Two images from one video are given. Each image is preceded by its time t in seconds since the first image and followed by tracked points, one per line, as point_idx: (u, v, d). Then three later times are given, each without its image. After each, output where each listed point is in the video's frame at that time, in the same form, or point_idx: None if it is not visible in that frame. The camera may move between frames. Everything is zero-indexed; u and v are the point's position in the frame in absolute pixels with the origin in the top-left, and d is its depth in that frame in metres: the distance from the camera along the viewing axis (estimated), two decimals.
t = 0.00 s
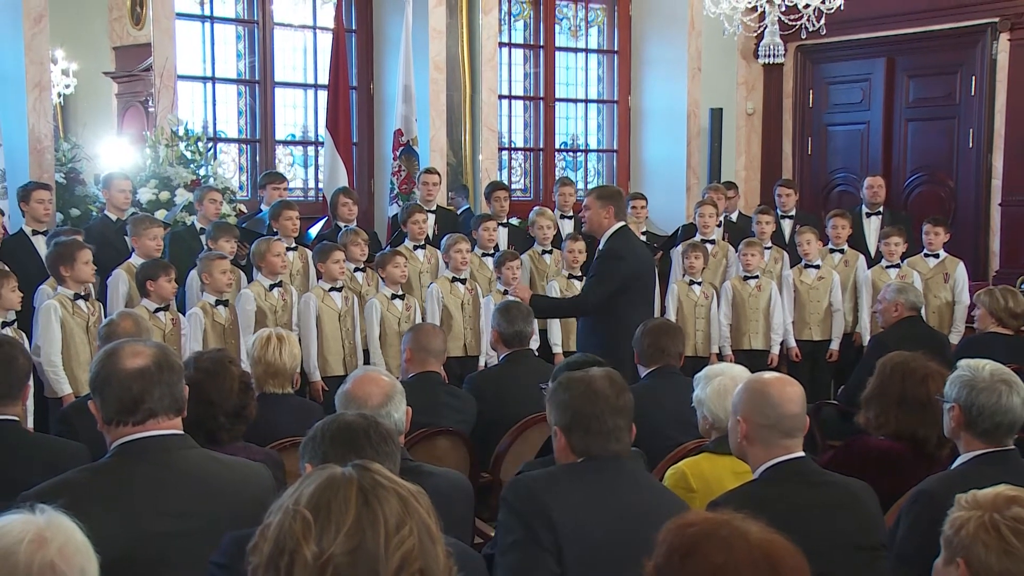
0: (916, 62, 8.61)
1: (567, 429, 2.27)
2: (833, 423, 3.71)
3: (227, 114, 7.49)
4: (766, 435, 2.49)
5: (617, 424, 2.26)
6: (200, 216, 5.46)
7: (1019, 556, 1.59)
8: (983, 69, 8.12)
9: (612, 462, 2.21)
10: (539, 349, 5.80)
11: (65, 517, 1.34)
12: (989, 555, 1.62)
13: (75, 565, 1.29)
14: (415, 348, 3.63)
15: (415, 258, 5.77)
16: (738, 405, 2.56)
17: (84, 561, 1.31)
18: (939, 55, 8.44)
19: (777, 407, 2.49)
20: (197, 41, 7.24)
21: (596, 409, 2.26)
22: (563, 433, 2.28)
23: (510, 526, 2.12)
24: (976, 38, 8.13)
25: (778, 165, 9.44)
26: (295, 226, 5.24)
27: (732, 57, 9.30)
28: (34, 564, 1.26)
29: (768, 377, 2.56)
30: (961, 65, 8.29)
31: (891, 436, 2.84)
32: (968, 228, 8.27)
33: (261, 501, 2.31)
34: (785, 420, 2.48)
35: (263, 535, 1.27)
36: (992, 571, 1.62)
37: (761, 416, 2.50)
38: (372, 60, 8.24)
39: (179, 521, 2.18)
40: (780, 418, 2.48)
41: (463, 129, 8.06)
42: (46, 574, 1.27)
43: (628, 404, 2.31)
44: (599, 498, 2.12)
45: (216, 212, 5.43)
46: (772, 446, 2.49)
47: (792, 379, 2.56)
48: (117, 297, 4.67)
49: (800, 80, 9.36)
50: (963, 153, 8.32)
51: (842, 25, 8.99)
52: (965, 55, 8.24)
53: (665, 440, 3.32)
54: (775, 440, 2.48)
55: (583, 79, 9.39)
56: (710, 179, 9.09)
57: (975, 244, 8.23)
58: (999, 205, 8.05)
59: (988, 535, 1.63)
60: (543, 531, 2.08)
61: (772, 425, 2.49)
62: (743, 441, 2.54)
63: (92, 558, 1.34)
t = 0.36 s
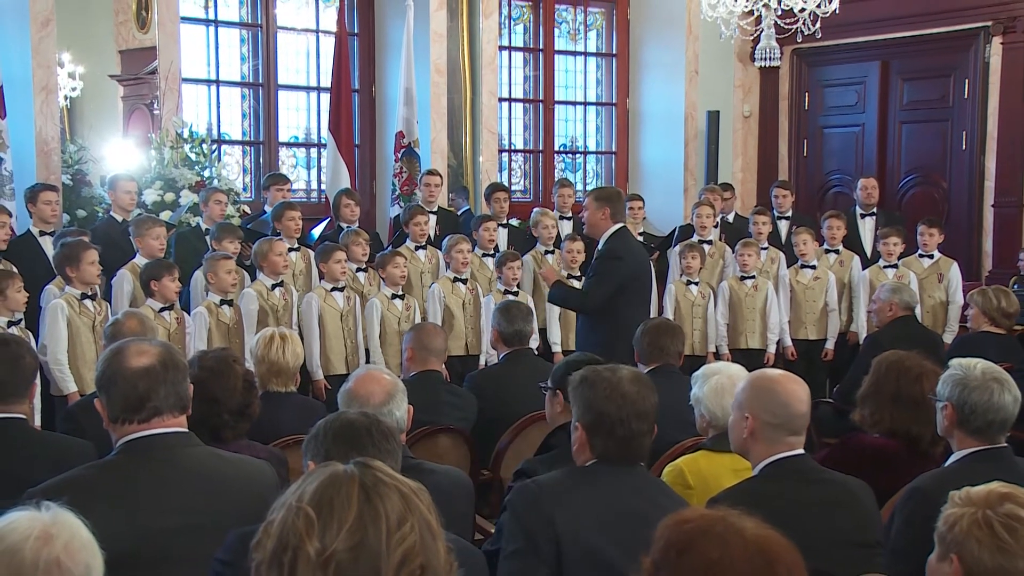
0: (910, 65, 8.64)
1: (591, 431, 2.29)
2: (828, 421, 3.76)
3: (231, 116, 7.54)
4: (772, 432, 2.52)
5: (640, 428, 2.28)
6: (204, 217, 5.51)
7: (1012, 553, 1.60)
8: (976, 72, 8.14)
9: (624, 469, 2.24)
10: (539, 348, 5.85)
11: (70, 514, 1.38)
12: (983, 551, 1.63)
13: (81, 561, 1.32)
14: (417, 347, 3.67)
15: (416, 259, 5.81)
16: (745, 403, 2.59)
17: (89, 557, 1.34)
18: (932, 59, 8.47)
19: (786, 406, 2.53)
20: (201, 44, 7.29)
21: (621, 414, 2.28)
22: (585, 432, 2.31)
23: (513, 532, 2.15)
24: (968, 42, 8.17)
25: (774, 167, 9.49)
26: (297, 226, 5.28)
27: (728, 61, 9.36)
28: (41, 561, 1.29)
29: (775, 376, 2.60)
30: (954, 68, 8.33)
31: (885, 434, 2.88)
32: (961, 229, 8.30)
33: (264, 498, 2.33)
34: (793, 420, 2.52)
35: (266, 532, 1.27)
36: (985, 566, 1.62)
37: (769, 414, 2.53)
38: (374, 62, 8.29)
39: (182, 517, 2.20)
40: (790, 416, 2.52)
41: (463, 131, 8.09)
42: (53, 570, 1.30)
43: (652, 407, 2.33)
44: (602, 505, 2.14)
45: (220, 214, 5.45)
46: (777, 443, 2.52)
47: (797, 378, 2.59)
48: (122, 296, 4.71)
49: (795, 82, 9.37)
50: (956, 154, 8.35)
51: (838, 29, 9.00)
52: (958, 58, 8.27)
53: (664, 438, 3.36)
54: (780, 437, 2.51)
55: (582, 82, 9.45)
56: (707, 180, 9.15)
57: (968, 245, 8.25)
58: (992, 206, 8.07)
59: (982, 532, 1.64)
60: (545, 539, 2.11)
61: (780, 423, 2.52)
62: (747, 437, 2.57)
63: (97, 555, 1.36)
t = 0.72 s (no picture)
0: (904, 69, 8.67)
1: (594, 425, 2.34)
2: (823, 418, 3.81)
3: (235, 119, 7.59)
4: (785, 429, 2.51)
5: (644, 429, 2.32)
6: (209, 218, 5.56)
7: (1005, 548, 1.62)
8: (969, 75, 8.17)
9: (622, 468, 2.26)
10: (539, 348, 5.90)
11: (76, 511, 1.41)
12: (977, 546, 1.64)
13: (87, 556, 1.36)
14: (418, 345, 3.71)
15: (419, 259, 5.85)
16: (762, 398, 2.56)
17: (94, 553, 1.37)
18: (925, 62, 8.50)
19: (802, 404, 2.52)
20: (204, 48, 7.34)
21: (628, 414, 2.32)
22: (589, 426, 2.36)
23: (506, 525, 2.20)
24: (961, 45, 8.20)
25: (771, 168, 9.55)
26: (301, 226, 5.31)
27: (724, 64, 9.42)
28: (46, 556, 1.32)
29: (790, 372, 2.59)
30: (947, 71, 8.36)
31: (880, 432, 2.92)
32: (955, 230, 8.33)
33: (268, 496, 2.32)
34: (807, 417, 2.51)
35: (268, 529, 1.28)
36: (978, 561, 1.63)
37: (785, 411, 2.52)
38: (376, 65, 8.34)
39: (185, 515, 2.19)
40: (805, 414, 2.51)
41: (464, 133, 8.12)
42: (58, 566, 1.33)
43: (659, 409, 2.38)
44: (591, 499, 2.18)
45: (225, 215, 5.53)
46: (787, 439, 2.51)
47: (809, 375, 2.60)
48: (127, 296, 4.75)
49: (791, 85, 9.42)
50: (949, 156, 8.39)
51: (833, 33, 9.05)
52: (951, 62, 8.31)
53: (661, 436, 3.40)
54: (792, 434, 2.51)
55: (581, 85, 9.49)
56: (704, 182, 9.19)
57: (961, 246, 8.27)
58: (985, 207, 8.09)
59: (976, 527, 1.65)
60: (534, 532, 2.16)
61: (796, 421, 2.51)
62: (761, 429, 2.54)
63: (101, 551, 1.40)
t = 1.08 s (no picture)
0: (899, 71, 8.71)
1: (603, 421, 2.37)
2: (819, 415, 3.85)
3: (238, 121, 7.65)
4: (784, 429, 2.54)
5: (651, 427, 2.37)
6: (212, 218, 5.60)
7: (998, 544, 1.60)
8: (962, 77, 8.20)
9: (621, 466, 2.28)
10: (538, 346, 5.94)
11: (82, 507, 1.45)
12: (970, 542, 1.62)
13: (92, 550, 1.39)
14: (419, 344, 3.75)
15: (424, 258, 5.89)
16: (762, 398, 2.59)
17: (100, 547, 1.41)
18: (921, 65, 8.54)
19: (802, 404, 2.55)
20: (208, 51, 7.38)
21: (638, 413, 2.36)
22: (598, 422, 2.39)
23: (508, 512, 2.25)
24: (955, 48, 8.24)
25: (767, 169, 9.60)
26: (303, 227, 5.34)
27: (721, 66, 9.47)
28: (53, 550, 1.36)
29: (790, 372, 2.64)
30: (941, 74, 8.40)
31: (874, 429, 2.96)
32: (948, 230, 8.36)
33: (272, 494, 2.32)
34: (805, 416, 2.54)
35: (271, 525, 1.31)
36: (971, 557, 1.61)
37: (786, 411, 2.55)
38: (377, 68, 8.39)
39: (190, 512, 2.18)
40: (803, 414, 2.54)
41: (464, 135, 8.16)
42: (64, 561, 1.36)
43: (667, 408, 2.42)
44: (590, 491, 2.22)
45: (228, 215, 5.56)
46: (786, 438, 2.54)
47: (808, 375, 2.64)
48: (133, 295, 4.80)
49: (787, 87, 9.47)
50: (942, 158, 8.42)
51: (829, 36, 9.10)
52: (944, 64, 8.35)
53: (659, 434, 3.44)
54: (793, 433, 2.54)
55: (579, 87, 9.54)
56: (701, 182, 9.24)
57: (955, 246, 8.31)
58: (977, 208, 8.12)
59: (971, 523, 1.63)
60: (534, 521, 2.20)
61: (794, 420, 2.54)
62: (761, 426, 2.57)
63: (106, 545, 1.43)
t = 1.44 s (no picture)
0: (894, 73, 8.75)
1: (603, 420, 2.42)
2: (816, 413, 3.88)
3: (241, 123, 7.67)
4: (771, 427, 2.58)
5: (650, 424, 2.41)
6: (213, 218, 5.63)
7: (992, 540, 1.63)
8: (957, 79, 8.24)
9: (618, 465, 2.31)
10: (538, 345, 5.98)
11: (87, 504, 1.47)
12: (965, 538, 1.64)
13: (96, 546, 1.42)
14: (419, 343, 3.78)
15: (428, 258, 5.92)
16: (751, 394, 2.66)
17: (104, 544, 1.44)
18: (917, 67, 8.57)
19: (788, 403, 2.59)
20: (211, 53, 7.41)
21: (638, 411, 2.41)
22: (598, 422, 2.43)
23: (507, 508, 2.30)
24: (951, 50, 8.28)
25: (765, 171, 9.65)
26: (306, 228, 5.38)
27: (719, 68, 9.52)
28: (57, 547, 1.39)
29: (780, 370, 2.67)
30: (936, 76, 8.43)
31: (870, 428, 2.99)
32: (943, 229, 8.39)
33: (274, 493, 2.34)
34: (793, 416, 2.58)
35: (274, 522, 1.33)
36: (965, 552, 1.64)
37: (772, 408, 2.59)
38: (379, 70, 8.43)
39: (195, 510, 2.21)
40: (792, 413, 2.58)
41: (464, 136, 8.19)
42: (70, 557, 1.39)
43: (664, 405, 2.47)
44: (590, 488, 2.25)
45: (229, 215, 5.60)
46: (776, 436, 2.57)
47: (800, 373, 2.67)
48: (138, 295, 4.83)
49: (783, 89, 9.55)
50: (938, 160, 8.45)
51: (825, 38, 9.14)
52: (939, 66, 8.38)
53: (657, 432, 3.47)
54: (779, 432, 2.57)
55: (578, 89, 9.57)
56: (699, 183, 9.27)
57: (950, 246, 8.34)
58: (972, 209, 8.15)
59: (966, 520, 1.66)
60: (537, 516, 2.23)
61: (782, 418, 2.58)
62: (747, 423, 2.64)
63: (111, 542, 1.46)
